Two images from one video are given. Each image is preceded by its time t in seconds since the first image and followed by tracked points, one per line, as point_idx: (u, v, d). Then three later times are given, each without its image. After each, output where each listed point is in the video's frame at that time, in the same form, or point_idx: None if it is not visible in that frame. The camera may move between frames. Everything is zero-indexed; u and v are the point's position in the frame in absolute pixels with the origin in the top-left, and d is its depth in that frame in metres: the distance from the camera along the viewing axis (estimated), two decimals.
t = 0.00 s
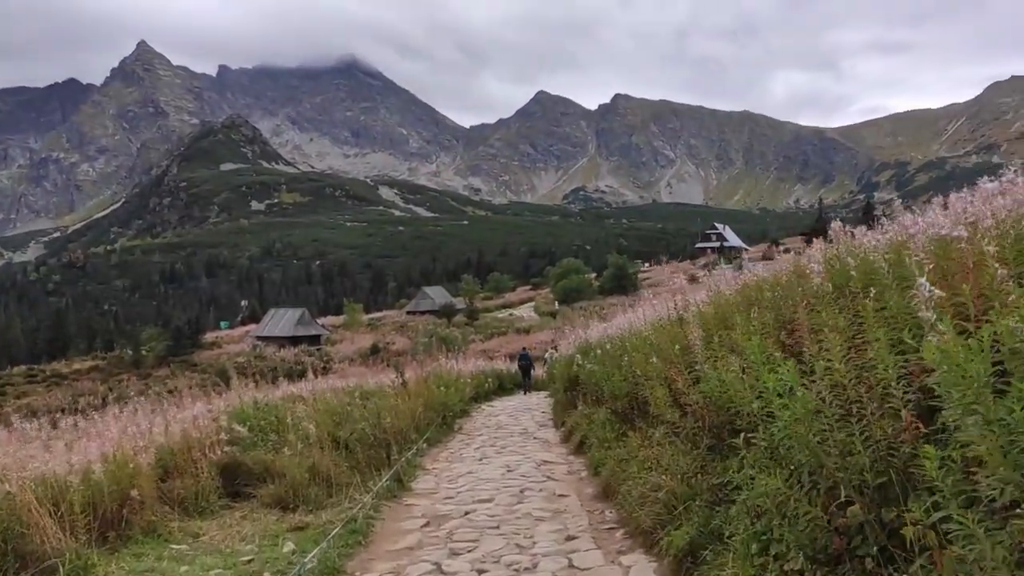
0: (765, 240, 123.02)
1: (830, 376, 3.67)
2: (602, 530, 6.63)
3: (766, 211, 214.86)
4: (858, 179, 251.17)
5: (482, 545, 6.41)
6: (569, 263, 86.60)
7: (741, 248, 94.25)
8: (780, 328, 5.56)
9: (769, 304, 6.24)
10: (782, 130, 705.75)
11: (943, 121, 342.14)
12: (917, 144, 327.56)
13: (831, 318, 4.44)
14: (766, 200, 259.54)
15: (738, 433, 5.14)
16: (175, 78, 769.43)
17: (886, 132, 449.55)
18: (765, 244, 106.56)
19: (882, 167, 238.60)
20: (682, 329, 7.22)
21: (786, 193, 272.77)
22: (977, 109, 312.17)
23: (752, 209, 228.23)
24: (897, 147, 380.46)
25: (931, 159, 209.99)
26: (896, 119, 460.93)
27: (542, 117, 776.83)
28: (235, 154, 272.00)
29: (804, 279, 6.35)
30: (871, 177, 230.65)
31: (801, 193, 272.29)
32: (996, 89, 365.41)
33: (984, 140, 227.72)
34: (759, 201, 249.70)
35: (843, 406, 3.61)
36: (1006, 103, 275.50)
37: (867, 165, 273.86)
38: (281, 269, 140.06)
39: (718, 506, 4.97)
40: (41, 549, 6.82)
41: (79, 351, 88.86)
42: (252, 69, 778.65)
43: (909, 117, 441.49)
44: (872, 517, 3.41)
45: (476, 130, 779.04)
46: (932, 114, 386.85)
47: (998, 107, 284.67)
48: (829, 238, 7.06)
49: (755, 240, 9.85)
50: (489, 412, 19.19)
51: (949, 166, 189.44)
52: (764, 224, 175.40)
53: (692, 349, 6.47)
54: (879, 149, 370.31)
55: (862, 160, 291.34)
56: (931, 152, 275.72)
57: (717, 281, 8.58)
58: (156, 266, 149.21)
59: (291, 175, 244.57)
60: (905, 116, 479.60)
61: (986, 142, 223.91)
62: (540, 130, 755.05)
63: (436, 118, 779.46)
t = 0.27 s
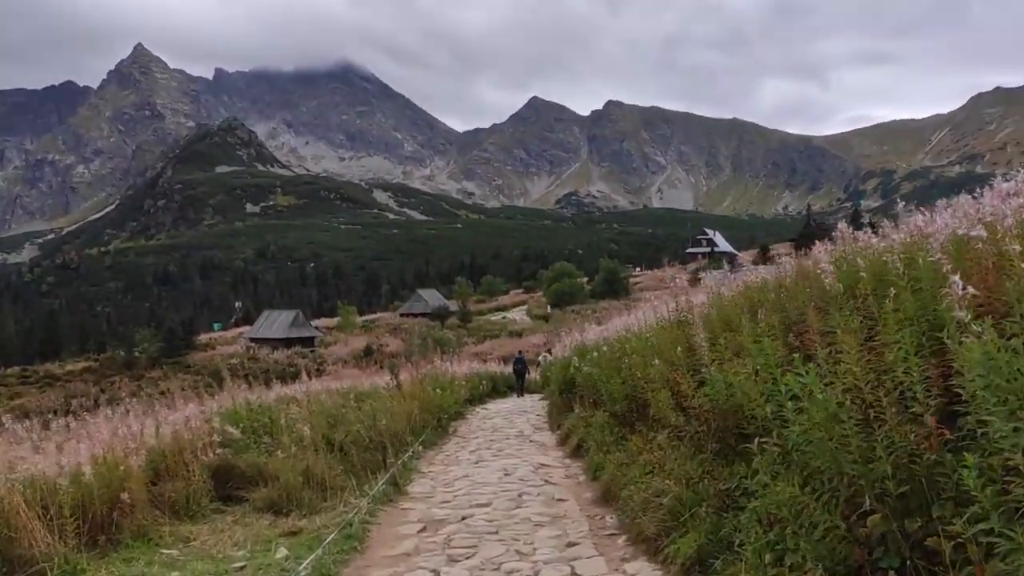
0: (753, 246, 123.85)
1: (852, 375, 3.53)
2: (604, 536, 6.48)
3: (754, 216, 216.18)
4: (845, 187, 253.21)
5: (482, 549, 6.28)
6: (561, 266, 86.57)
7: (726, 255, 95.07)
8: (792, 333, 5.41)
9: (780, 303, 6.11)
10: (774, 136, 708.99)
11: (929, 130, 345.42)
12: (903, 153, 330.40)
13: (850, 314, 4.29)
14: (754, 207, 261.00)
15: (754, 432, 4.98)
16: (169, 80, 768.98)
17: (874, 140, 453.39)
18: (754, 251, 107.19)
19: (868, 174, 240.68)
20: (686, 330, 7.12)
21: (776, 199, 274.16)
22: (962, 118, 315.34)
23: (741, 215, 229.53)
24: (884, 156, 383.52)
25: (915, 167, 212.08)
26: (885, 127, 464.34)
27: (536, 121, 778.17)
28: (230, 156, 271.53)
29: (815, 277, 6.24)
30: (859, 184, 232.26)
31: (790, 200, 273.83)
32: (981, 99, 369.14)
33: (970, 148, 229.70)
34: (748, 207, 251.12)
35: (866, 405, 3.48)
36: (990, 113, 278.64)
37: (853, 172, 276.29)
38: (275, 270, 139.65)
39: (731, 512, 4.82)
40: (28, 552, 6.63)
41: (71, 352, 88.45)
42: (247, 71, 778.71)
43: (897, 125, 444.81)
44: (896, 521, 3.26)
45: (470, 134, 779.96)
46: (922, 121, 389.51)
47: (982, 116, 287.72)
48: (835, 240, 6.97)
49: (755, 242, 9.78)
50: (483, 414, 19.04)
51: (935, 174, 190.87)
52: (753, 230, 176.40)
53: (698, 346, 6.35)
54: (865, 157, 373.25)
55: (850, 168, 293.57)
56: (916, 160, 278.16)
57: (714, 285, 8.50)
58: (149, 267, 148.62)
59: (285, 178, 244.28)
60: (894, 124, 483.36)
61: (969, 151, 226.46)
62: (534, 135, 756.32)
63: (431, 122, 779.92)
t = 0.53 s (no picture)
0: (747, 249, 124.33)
1: (879, 382, 3.44)
2: (610, 541, 6.36)
3: (747, 220, 217.07)
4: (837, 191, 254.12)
5: (488, 555, 6.14)
6: (558, 268, 86.58)
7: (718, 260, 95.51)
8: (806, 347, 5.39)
9: (798, 305, 5.99)
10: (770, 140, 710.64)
11: (919, 136, 347.08)
12: (894, 157, 332.03)
13: (868, 315, 4.17)
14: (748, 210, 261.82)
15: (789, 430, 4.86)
16: (169, 81, 769.57)
17: (868, 144, 454.67)
18: (747, 254, 107.60)
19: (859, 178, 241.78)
20: (698, 331, 7.03)
21: (771, 203, 275.04)
22: (952, 123, 317.13)
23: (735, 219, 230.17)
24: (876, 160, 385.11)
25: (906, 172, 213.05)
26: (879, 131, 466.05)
27: (534, 124, 778.82)
28: (229, 157, 271.54)
29: (838, 275, 6.13)
30: (851, 188, 233.46)
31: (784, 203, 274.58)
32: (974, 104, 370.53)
33: (961, 153, 231.11)
34: (742, 211, 251.67)
35: (886, 407, 3.44)
36: (979, 119, 280.05)
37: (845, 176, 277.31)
38: (273, 271, 139.50)
39: (756, 515, 4.76)
40: (23, 555, 6.54)
41: (71, 351, 88.24)
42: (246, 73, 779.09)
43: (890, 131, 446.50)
44: (933, 527, 3.13)
45: (468, 136, 779.93)
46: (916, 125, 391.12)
47: (972, 122, 288.97)
48: (845, 244, 6.87)
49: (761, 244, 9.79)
50: (484, 415, 18.89)
51: (925, 179, 191.99)
52: (747, 232, 176.92)
53: (713, 340, 6.29)
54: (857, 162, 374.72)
55: (843, 171, 294.60)
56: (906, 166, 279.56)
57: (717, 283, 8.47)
58: (149, 267, 148.53)
59: (284, 179, 244.35)
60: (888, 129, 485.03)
61: (959, 156, 227.44)
62: (532, 137, 757.15)
63: (429, 124, 780.39)
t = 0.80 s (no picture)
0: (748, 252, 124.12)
1: (918, 387, 3.27)
2: (624, 547, 6.18)
3: (749, 223, 216.84)
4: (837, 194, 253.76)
5: (496, 561, 5.98)
6: (558, 270, 86.33)
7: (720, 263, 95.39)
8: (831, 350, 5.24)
9: (820, 306, 5.82)
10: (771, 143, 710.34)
11: (921, 139, 346.49)
12: (895, 161, 331.68)
13: (901, 312, 4.00)
14: (749, 213, 261.59)
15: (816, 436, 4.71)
16: (173, 83, 770.94)
17: (870, 147, 454.08)
18: (750, 257, 107.41)
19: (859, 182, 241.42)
20: (714, 330, 6.87)
21: (772, 205, 274.71)
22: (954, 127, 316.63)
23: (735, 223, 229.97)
24: (877, 164, 384.44)
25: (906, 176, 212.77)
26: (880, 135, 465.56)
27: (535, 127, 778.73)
28: (232, 158, 271.80)
29: (862, 274, 5.96)
30: (854, 191, 232.95)
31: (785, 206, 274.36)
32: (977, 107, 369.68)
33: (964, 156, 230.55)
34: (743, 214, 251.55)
35: (925, 410, 3.29)
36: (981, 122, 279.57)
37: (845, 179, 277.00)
38: (275, 271, 139.39)
39: (782, 523, 4.59)
40: (19, 557, 6.37)
41: (76, 350, 88.22)
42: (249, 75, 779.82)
43: (892, 134, 445.86)
44: (983, 541, 2.95)
45: (469, 139, 779.97)
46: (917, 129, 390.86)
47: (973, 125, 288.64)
48: (865, 241, 6.72)
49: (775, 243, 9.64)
50: (488, 416, 18.71)
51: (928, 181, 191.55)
52: (749, 235, 176.67)
53: (729, 340, 6.13)
54: (858, 166, 374.19)
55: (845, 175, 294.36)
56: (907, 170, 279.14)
57: (729, 283, 8.32)
58: (153, 267, 148.64)
59: (286, 181, 244.49)
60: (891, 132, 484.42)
61: (958, 159, 227.07)
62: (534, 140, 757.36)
63: (431, 126, 780.69)
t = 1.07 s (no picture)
0: (752, 249, 123.83)
1: (969, 384, 3.08)
2: (641, 553, 5.99)
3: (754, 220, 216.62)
4: (847, 190, 253.42)
5: (508, 564, 5.76)
6: (560, 268, 86.09)
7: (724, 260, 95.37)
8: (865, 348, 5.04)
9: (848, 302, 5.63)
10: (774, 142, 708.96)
11: (932, 134, 345.60)
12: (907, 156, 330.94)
13: (948, 306, 3.78)
14: (754, 211, 261.36)
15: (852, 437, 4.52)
16: (177, 83, 770.82)
17: (875, 143, 453.57)
18: (754, 254, 107.43)
19: (870, 178, 241.05)
20: (731, 330, 6.70)
21: (777, 203, 274.21)
22: (966, 121, 315.64)
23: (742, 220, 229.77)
24: (887, 159, 383.47)
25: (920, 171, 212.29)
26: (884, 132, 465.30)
27: (538, 126, 778.11)
28: (235, 158, 271.93)
29: (890, 271, 5.77)
30: (861, 188, 232.09)
31: (790, 203, 274.06)
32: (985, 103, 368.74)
33: (972, 153, 229.62)
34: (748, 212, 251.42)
35: (994, 407, 3.02)
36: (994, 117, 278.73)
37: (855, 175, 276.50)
38: (279, 269, 139.27)
39: (813, 527, 4.42)
40: (20, 556, 6.13)
41: (81, 347, 88.08)
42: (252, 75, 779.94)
43: (898, 130, 445.21)
44: None
45: (472, 137, 779.70)
46: (922, 126, 389.86)
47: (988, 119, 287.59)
48: (885, 238, 6.57)
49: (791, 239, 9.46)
50: (492, 414, 18.54)
51: (936, 178, 190.81)
52: (753, 232, 176.57)
53: (751, 335, 5.93)
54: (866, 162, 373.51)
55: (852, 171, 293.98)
56: (920, 164, 278.52)
57: (745, 277, 8.13)
58: (157, 265, 148.66)
59: (288, 180, 244.49)
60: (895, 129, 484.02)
61: (975, 154, 226.58)
62: (536, 138, 756.90)
63: (434, 125, 780.49)
